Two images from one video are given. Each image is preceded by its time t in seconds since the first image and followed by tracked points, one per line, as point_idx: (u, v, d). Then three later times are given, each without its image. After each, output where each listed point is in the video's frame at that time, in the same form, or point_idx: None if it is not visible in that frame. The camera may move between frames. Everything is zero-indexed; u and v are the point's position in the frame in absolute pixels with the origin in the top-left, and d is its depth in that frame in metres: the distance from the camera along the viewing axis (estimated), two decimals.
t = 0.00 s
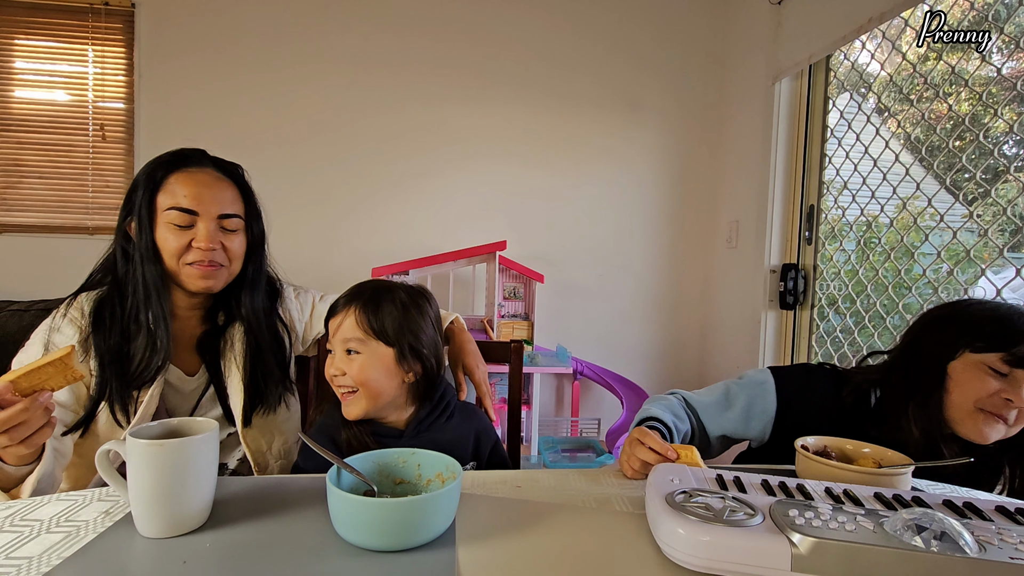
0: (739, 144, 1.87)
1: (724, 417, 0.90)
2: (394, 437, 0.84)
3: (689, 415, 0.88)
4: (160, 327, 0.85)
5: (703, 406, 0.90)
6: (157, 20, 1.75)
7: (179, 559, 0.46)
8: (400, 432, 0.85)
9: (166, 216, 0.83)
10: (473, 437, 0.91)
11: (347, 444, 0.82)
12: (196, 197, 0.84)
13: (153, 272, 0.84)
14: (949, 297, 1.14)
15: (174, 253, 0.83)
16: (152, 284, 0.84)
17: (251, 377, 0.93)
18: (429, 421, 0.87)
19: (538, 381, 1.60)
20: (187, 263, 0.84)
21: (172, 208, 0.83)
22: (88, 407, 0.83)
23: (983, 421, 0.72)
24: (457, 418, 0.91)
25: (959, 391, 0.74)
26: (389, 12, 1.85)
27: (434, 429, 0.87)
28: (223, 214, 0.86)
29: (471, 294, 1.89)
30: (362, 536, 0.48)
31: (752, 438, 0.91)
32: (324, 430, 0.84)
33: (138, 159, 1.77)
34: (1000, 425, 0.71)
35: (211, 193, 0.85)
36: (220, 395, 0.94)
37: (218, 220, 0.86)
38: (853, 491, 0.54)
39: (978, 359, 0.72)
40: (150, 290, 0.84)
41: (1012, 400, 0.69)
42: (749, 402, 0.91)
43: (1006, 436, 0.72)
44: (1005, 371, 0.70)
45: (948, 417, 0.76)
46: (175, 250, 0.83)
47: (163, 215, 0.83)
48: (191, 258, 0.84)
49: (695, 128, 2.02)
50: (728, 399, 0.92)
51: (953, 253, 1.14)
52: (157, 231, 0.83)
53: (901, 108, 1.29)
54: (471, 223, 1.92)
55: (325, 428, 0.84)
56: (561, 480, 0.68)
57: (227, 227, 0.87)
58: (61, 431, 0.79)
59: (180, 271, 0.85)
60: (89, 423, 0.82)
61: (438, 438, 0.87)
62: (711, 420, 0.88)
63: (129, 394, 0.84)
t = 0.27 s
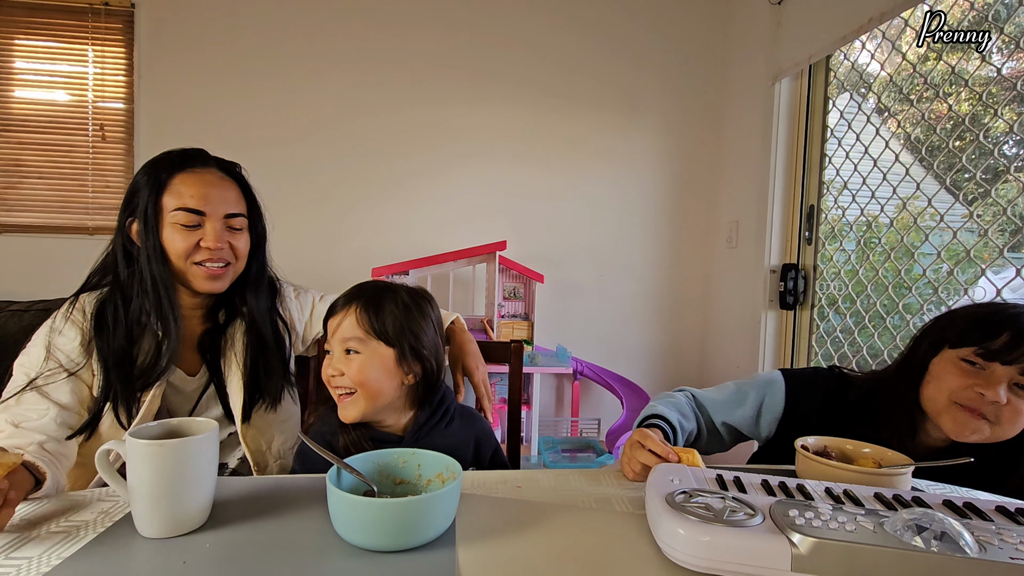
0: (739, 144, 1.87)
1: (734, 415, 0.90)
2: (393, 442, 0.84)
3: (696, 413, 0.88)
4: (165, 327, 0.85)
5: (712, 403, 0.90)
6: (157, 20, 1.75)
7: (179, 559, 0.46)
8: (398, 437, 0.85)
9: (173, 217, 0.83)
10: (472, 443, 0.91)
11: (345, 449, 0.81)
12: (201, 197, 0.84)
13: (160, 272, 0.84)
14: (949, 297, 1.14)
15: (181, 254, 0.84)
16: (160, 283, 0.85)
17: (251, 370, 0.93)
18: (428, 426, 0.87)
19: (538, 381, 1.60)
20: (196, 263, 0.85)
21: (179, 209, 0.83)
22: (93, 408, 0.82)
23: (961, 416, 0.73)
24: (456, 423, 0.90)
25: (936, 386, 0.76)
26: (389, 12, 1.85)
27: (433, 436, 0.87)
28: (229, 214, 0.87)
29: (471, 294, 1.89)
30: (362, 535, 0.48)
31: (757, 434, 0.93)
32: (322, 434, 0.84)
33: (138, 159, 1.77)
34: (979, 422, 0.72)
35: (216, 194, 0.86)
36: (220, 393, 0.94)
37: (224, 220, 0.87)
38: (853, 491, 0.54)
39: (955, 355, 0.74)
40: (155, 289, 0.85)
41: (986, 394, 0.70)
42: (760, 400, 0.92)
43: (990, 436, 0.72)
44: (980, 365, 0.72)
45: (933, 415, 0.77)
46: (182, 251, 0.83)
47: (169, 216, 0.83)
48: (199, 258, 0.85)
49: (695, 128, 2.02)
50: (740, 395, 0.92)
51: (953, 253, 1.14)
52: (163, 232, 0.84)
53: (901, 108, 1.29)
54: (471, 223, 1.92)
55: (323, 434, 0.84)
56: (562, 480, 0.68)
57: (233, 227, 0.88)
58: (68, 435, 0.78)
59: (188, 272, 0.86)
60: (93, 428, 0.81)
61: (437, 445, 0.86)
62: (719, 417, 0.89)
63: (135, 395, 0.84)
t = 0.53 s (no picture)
0: (739, 144, 1.87)
1: (738, 417, 0.93)
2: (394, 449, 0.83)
3: (699, 413, 0.91)
4: (164, 329, 0.86)
5: (717, 406, 0.94)
6: (157, 20, 1.75)
7: (179, 559, 0.46)
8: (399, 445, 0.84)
9: (171, 217, 0.83)
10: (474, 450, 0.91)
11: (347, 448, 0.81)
12: (199, 197, 0.84)
13: (158, 273, 0.84)
14: (949, 297, 1.14)
15: (180, 254, 0.84)
16: (156, 285, 0.85)
17: (252, 372, 0.93)
18: (430, 435, 0.86)
19: (538, 381, 1.60)
20: (195, 263, 0.85)
21: (176, 209, 0.83)
22: (92, 411, 0.82)
23: (960, 424, 0.73)
24: (457, 430, 0.90)
25: (935, 393, 0.76)
26: (389, 12, 1.85)
27: (435, 443, 0.87)
28: (227, 213, 0.87)
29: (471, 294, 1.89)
30: (362, 535, 0.48)
31: (764, 438, 0.95)
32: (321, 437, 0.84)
33: (138, 159, 1.77)
34: (977, 430, 0.71)
35: (214, 194, 0.86)
36: (220, 395, 0.94)
37: (223, 220, 0.87)
38: (853, 491, 0.54)
39: (956, 362, 0.75)
40: (153, 290, 0.85)
41: (982, 401, 0.70)
42: (767, 404, 0.94)
43: (991, 447, 0.71)
44: (979, 372, 0.72)
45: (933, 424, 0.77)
46: (181, 251, 0.83)
47: (167, 216, 0.83)
48: (198, 259, 0.85)
49: (695, 128, 2.02)
50: (746, 398, 0.95)
51: (953, 253, 1.14)
52: (161, 232, 0.84)
53: (901, 108, 1.30)
54: (471, 223, 1.92)
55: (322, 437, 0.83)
56: (561, 480, 0.68)
57: (231, 227, 0.88)
58: (70, 437, 0.78)
59: (187, 272, 0.86)
60: (93, 431, 0.81)
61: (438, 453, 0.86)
62: (723, 417, 0.92)
63: (133, 397, 0.84)
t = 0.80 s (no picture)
0: (739, 144, 1.87)
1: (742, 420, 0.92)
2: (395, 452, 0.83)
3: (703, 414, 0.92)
4: (164, 330, 0.85)
5: (723, 407, 0.94)
6: (157, 20, 1.75)
7: (179, 559, 0.46)
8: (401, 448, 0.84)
9: (172, 219, 0.83)
10: (476, 452, 0.92)
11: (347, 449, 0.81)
12: (200, 199, 0.84)
13: (158, 274, 0.84)
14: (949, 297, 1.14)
15: (181, 256, 0.84)
16: (156, 286, 0.84)
17: (250, 373, 0.93)
18: (431, 437, 0.86)
19: (538, 381, 1.60)
20: (195, 265, 0.85)
21: (178, 211, 0.83)
22: (92, 410, 0.82)
23: (907, 379, 0.79)
24: (459, 433, 0.90)
25: (885, 361, 0.83)
26: (389, 12, 1.85)
27: (436, 445, 0.87)
28: (228, 215, 0.87)
29: (471, 294, 1.89)
30: (362, 535, 0.48)
31: (772, 442, 0.94)
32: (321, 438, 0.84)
33: (138, 159, 1.77)
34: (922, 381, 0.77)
35: (215, 195, 0.86)
36: (217, 395, 0.94)
37: (223, 222, 0.87)
38: (853, 491, 0.54)
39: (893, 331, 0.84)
40: (153, 291, 0.85)
41: (915, 352, 0.78)
42: (773, 407, 0.93)
43: (939, 395, 0.76)
44: (910, 330, 0.81)
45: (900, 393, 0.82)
46: (181, 253, 0.84)
47: (168, 217, 0.83)
48: (198, 260, 0.85)
49: (695, 128, 2.02)
50: (752, 402, 0.94)
51: (953, 253, 1.14)
52: (162, 234, 0.84)
53: (901, 108, 1.30)
54: (471, 223, 1.92)
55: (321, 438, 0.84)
56: (561, 480, 0.68)
57: (232, 229, 0.88)
58: (70, 438, 0.78)
59: (187, 274, 0.86)
60: (92, 432, 0.81)
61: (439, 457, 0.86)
62: (727, 420, 0.92)
63: (131, 397, 0.84)
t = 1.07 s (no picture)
0: (739, 144, 1.87)
1: (748, 412, 0.93)
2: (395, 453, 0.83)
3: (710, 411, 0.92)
4: (163, 331, 0.85)
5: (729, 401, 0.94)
6: (157, 20, 1.75)
7: (179, 559, 0.46)
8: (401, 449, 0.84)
9: (173, 222, 0.83)
10: (476, 453, 0.92)
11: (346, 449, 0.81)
12: (201, 203, 0.84)
13: (157, 276, 0.84)
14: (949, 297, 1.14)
15: (181, 260, 0.84)
16: (154, 288, 0.84)
17: (246, 373, 0.93)
18: (431, 437, 0.86)
19: (538, 381, 1.60)
20: (193, 269, 0.85)
21: (179, 215, 0.83)
22: (91, 407, 0.82)
23: (930, 371, 0.78)
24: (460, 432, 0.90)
25: (903, 350, 0.82)
26: (389, 12, 1.85)
27: (437, 445, 0.87)
28: (228, 220, 0.87)
29: (471, 294, 1.89)
30: (362, 535, 0.48)
31: (780, 433, 0.94)
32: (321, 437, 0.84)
33: (138, 159, 1.77)
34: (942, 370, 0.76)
35: (215, 200, 0.86)
36: (216, 393, 0.95)
37: (224, 226, 0.87)
38: (853, 491, 0.54)
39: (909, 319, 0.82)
40: (153, 293, 0.85)
41: (935, 342, 0.77)
42: (777, 396, 0.94)
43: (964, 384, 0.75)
44: (927, 319, 0.79)
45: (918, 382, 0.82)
46: (181, 257, 0.84)
47: (169, 221, 0.83)
48: (198, 264, 0.85)
49: (694, 128, 2.02)
50: (755, 393, 0.95)
51: (953, 253, 1.14)
52: (162, 237, 0.84)
53: (901, 108, 1.30)
54: (471, 223, 1.92)
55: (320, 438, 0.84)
56: (561, 480, 0.68)
57: (232, 233, 0.88)
58: (71, 436, 0.78)
59: (186, 277, 0.86)
60: (92, 431, 0.81)
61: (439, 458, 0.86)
62: (733, 415, 0.92)
63: (129, 397, 0.84)
